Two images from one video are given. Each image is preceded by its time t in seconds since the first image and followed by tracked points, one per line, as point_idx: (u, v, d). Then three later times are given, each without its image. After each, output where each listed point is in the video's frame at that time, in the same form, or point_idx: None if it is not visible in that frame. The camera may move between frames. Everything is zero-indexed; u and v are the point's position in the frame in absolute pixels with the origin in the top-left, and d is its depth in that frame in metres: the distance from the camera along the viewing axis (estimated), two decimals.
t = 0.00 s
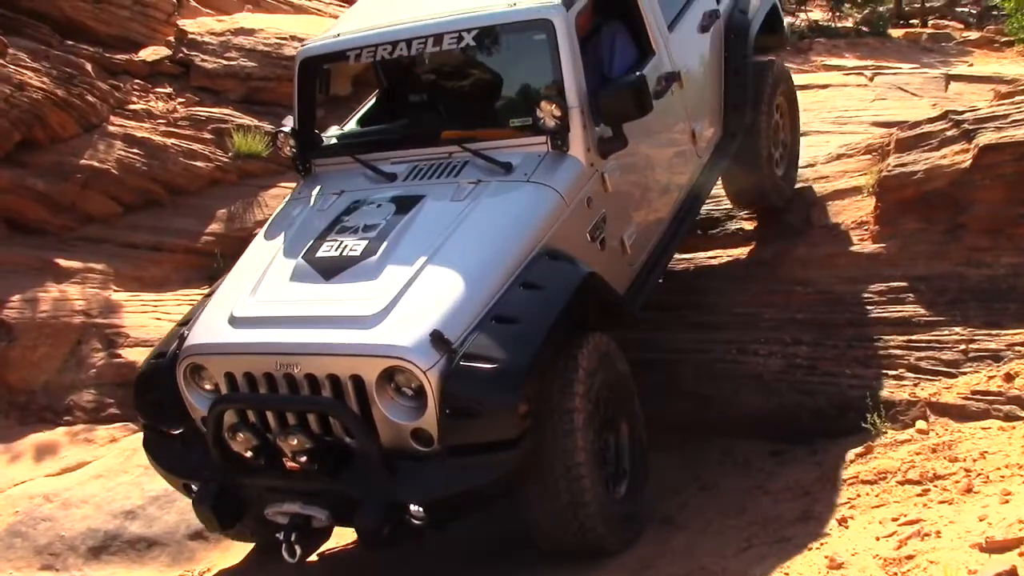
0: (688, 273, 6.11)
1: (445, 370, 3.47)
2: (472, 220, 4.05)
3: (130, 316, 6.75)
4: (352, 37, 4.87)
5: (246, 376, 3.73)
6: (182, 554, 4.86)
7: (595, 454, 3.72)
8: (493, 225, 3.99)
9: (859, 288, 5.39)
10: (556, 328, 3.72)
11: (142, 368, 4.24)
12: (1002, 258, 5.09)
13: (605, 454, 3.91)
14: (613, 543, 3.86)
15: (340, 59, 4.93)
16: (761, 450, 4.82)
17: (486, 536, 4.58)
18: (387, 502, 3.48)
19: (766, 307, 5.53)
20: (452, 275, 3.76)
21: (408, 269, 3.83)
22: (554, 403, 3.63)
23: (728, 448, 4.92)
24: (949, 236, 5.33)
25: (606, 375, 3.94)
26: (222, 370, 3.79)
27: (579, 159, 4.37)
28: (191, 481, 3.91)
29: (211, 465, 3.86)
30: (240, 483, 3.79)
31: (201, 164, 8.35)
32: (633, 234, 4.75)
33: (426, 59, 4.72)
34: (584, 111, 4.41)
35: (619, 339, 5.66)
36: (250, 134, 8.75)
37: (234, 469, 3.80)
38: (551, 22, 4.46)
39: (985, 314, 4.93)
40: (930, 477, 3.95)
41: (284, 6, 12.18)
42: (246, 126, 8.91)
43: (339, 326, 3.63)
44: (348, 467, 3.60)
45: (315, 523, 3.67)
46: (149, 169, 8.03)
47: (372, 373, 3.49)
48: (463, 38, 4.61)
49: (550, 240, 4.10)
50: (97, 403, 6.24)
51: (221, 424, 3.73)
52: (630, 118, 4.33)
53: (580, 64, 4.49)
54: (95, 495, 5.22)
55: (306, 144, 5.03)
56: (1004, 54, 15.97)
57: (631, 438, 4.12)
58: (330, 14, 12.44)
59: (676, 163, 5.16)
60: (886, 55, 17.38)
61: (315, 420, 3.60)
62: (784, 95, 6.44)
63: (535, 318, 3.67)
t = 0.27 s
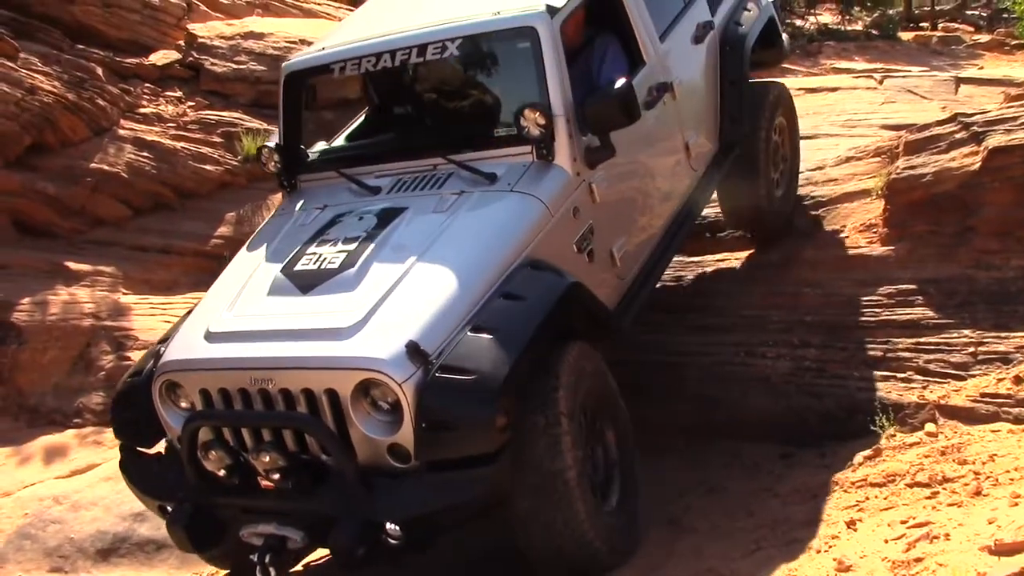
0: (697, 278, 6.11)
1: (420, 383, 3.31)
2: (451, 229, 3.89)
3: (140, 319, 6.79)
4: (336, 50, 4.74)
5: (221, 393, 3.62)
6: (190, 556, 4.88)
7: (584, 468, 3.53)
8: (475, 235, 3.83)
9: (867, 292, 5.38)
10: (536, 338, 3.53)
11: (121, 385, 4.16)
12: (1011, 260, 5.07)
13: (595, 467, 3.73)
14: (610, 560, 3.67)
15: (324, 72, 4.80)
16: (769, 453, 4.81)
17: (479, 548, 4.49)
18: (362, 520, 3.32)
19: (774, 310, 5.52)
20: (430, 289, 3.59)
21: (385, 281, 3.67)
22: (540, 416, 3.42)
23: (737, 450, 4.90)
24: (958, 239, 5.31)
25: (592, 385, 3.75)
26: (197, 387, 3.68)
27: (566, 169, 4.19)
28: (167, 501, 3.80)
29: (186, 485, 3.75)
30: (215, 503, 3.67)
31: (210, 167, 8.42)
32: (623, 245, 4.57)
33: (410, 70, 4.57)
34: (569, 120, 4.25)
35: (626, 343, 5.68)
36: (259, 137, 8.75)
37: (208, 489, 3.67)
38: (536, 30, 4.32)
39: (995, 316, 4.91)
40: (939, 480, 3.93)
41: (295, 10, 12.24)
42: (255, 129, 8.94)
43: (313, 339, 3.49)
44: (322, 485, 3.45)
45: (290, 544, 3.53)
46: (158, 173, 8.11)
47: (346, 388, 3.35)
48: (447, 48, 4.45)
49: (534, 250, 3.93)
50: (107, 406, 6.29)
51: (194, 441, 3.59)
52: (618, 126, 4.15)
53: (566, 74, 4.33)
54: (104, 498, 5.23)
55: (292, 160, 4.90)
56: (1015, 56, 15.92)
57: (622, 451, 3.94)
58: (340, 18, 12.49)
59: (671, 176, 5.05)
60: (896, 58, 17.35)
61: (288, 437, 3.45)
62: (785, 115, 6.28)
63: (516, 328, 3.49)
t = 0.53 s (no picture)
0: (692, 274, 6.14)
1: (390, 378, 3.20)
2: (426, 226, 3.80)
3: (134, 317, 6.80)
4: (315, 51, 4.71)
5: (188, 392, 3.52)
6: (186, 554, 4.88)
7: (563, 467, 3.44)
8: (449, 231, 3.73)
9: (861, 287, 5.39)
10: (511, 334, 3.43)
11: (88, 390, 4.06)
12: (1005, 254, 5.09)
13: (574, 468, 3.64)
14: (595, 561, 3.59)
15: (303, 72, 4.77)
16: (765, 447, 4.82)
17: (462, 550, 4.43)
18: (329, 520, 3.22)
19: (770, 306, 5.54)
20: (402, 286, 3.49)
21: (357, 278, 3.57)
22: (515, 413, 3.33)
23: (732, 444, 4.91)
24: (951, 233, 5.34)
25: (568, 384, 3.66)
26: (165, 387, 3.57)
27: (543, 166, 4.11)
28: (133, 505, 3.68)
29: (152, 487, 3.62)
30: (181, 505, 3.55)
31: (204, 165, 8.45)
32: (603, 245, 4.47)
33: (388, 69, 4.51)
34: (548, 116, 4.16)
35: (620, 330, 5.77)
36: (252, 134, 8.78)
37: (173, 491, 3.55)
38: (513, 26, 4.24)
39: (988, 310, 4.93)
40: (934, 474, 3.94)
41: (287, 8, 12.24)
42: (247, 126, 9.00)
43: (281, 335, 3.39)
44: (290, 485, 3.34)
45: (257, 547, 3.41)
46: (152, 171, 8.12)
47: (315, 383, 3.26)
48: (424, 46, 4.39)
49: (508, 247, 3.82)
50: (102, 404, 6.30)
51: (160, 440, 3.50)
52: (595, 125, 4.07)
53: (545, 71, 4.25)
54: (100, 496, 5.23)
55: (270, 162, 4.88)
56: (1007, 51, 15.97)
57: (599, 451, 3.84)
58: (332, 16, 12.48)
59: (659, 175, 5.03)
60: (887, 53, 17.41)
61: (256, 436, 3.36)
62: (772, 128, 6.22)
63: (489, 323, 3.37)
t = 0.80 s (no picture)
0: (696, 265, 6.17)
1: (390, 366, 3.15)
2: (426, 217, 3.77)
3: (138, 311, 6.81)
4: (316, 42, 4.70)
5: (185, 381, 3.45)
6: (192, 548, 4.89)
7: (566, 460, 3.37)
8: (450, 221, 3.70)
9: (865, 280, 5.40)
10: (515, 323, 3.39)
11: (81, 381, 3.98)
12: (1008, 245, 5.09)
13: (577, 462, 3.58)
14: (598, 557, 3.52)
15: (303, 64, 4.76)
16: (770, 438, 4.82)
17: (458, 548, 4.39)
18: (327, 510, 3.17)
19: (774, 298, 5.55)
20: (403, 274, 3.45)
21: (357, 266, 3.53)
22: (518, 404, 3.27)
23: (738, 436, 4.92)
24: (955, 224, 5.34)
25: (571, 375, 3.60)
26: (160, 375, 3.50)
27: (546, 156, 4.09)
28: (127, 498, 3.61)
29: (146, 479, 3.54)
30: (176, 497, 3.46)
31: (206, 159, 8.46)
32: (605, 239, 4.46)
33: (389, 60, 4.49)
34: (551, 107, 4.15)
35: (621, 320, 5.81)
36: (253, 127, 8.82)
37: (168, 483, 3.47)
38: (516, 16, 4.23)
39: (992, 300, 4.93)
40: (940, 464, 3.94)
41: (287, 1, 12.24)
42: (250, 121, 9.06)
43: (280, 322, 3.35)
44: (288, 474, 3.25)
45: (255, 538, 3.34)
46: (155, 166, 8.16)
47: (314, 369, 3.20)
48: (426, 36, 4.38)
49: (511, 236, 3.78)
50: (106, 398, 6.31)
51: (155, 430, 3.40)
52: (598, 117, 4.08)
53: (548, 62, 4.25)
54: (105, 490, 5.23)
55: (270, 154, 4.83)
56: (1008, 42, 15.95)
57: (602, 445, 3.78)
58: (333, 9, 12.47)
59: (660, 168, 5.00)
60: (888, 45, 17.39)
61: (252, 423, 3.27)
62: (771, 123, 6.18)
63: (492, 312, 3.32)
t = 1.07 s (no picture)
0: (714, 261, 6.17)
1: (397, 357, 3.12)
2: (432, 212, 3.73)
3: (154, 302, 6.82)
4: (322, 37, 4.67)
5: (186, 374, 3.42)
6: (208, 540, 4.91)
7: (575, 459, 3.33)
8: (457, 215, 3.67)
9: (881, 275, 5.38)
10: (523, 320, 3.34)
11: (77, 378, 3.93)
12: None
13: (586, 462, 3.53)
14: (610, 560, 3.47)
15: (307, 59, 4.71)
16: (786, 434, 4.81)
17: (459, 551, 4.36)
18: (331, 505, 3.12)
19: (791, 292, 5.53)
20: (408, 267, 3.42)
21: (361, 260, 3.50)
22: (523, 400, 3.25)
23: (753, 432, 4.91)
24: (972, 219, 5.32)
25: (583, 375, 3.56)
26: (160, 369, 3.47)
27: (557, 151, 4.06)
28: (124, 494, 3.56)
29: (144, 475, 3.49)
30: (173, 493, 3.41)
31: (221, 152, 8.55)
32: (615, 237, 4.41)
33: (395, 55, 4.45)
34: (562, 103, 4.12)
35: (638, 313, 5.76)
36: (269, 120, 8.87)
37: (165, 479, 3.42)
38: (527, 9, 4.22)
39: (1010, 296, 4.90)
40: (957, 460, 3.92)
41: None
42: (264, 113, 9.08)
43: (284, 314, 3.31)
44: (289, 470, 3.22)
45: (255, 536, 3.31)
46: (171, 159, 8.23)
47: (318, 360, 3.17)
48: (435, 30, 4.35)
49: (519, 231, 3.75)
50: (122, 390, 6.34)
51: (153, 425, 3.36)
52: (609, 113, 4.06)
53: (559, 57, 4.23)
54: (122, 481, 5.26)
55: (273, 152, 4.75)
56: None
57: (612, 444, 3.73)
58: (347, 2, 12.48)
59: (667, 168, 4.93)
60: (905, 37, 17.28)
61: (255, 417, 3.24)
62: (779, 124, 6.17)
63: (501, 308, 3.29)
